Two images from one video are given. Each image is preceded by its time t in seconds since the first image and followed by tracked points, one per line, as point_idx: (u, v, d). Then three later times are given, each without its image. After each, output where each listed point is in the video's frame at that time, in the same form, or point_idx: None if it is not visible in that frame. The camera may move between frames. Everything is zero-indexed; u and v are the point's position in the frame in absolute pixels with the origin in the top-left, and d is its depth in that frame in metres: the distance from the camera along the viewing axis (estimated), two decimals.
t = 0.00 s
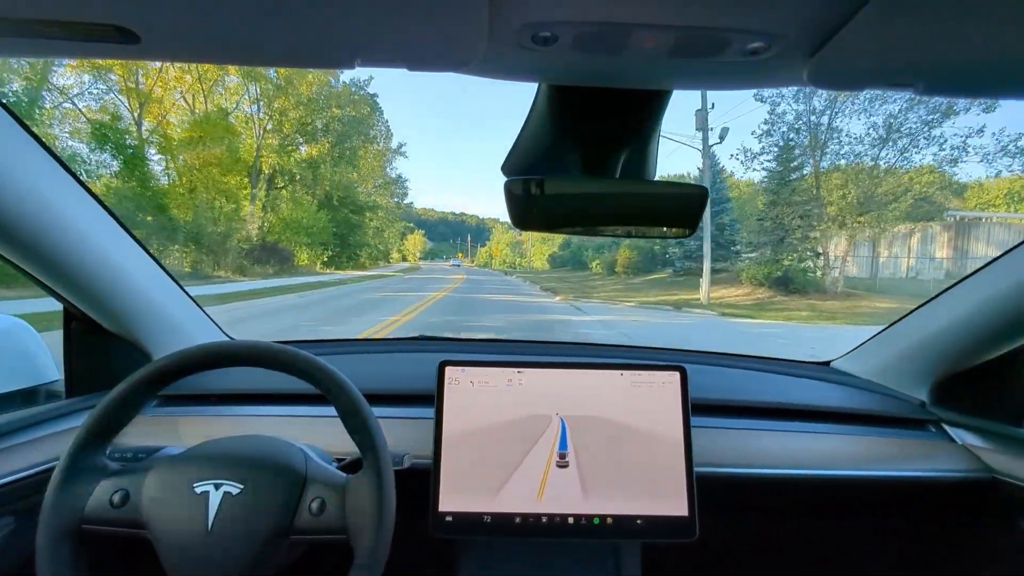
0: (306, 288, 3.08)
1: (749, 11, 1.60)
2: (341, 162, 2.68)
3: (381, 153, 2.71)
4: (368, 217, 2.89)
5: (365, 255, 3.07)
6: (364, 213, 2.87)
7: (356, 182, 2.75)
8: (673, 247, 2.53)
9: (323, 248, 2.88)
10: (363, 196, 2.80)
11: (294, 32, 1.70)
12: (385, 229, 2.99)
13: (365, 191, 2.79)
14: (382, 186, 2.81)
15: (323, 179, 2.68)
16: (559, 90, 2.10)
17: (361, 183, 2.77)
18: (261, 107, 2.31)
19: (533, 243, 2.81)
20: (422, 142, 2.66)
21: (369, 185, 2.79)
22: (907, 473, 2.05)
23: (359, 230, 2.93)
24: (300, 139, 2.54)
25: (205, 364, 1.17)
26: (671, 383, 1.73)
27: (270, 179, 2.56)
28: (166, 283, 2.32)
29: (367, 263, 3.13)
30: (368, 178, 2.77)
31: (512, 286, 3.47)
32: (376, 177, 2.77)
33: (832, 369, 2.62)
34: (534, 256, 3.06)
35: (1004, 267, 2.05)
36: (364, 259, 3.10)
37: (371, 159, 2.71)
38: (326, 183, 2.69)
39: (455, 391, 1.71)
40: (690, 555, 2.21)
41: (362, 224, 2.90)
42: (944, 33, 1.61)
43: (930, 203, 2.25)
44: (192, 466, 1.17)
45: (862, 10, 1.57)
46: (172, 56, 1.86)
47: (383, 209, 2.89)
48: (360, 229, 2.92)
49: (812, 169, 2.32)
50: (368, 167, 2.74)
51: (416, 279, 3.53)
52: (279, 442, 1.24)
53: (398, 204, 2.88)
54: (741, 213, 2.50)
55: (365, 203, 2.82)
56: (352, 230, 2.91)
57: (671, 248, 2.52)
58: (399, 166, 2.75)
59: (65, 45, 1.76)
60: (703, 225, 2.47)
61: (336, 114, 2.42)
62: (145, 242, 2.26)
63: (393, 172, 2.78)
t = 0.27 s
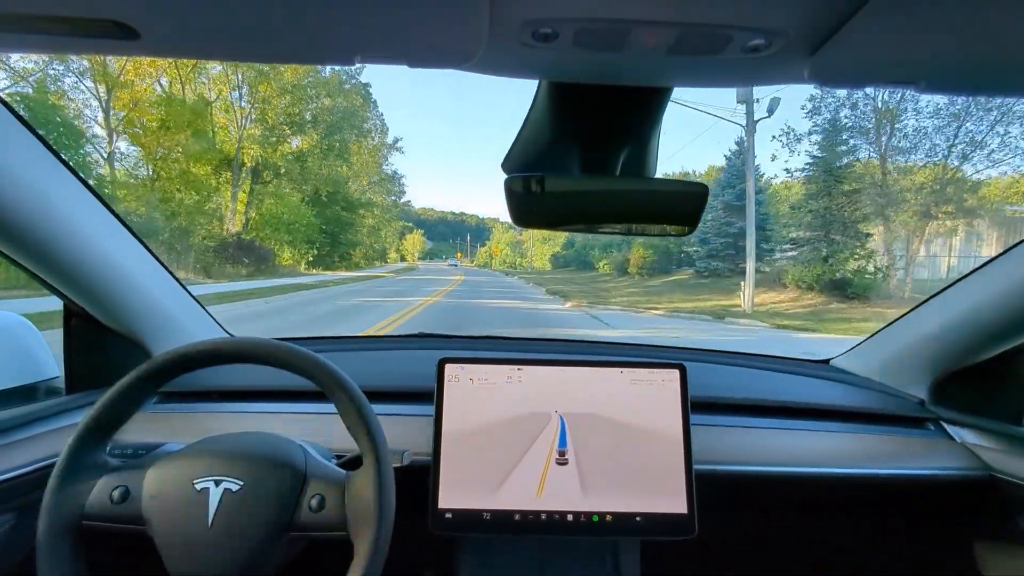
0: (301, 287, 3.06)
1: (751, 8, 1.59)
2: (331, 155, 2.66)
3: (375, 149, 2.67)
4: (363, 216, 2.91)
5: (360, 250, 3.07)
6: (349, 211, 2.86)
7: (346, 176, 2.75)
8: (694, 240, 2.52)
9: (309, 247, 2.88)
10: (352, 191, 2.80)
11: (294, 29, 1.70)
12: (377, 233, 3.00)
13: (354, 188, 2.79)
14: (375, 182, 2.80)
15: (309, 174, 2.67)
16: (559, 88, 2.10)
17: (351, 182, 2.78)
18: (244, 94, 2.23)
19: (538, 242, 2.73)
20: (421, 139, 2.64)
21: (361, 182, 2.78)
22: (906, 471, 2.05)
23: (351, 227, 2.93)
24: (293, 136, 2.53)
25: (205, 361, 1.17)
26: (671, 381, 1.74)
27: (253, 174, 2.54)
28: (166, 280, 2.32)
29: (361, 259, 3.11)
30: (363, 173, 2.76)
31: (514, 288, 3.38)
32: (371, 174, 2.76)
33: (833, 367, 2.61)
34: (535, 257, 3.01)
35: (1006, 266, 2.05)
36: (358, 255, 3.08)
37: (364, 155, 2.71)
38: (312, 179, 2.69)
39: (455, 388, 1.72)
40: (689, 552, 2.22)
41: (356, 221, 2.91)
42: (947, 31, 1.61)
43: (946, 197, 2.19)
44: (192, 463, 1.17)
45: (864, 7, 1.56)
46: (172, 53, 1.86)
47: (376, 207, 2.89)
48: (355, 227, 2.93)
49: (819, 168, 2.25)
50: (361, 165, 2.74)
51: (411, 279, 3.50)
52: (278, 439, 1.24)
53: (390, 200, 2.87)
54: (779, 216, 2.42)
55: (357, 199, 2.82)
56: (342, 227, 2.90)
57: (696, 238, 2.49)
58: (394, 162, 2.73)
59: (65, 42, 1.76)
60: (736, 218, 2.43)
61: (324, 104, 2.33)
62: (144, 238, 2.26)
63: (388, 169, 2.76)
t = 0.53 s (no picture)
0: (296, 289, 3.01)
1: (751, 8, 1.59)
2: (318, 146, 2.52)
3: (370, 143, 2.59)
4: (357, 217, 2.81)
5: (354, 248, 2.98)
6: (330, 208, 2.68)
7: (331, 170, 2.58)
8: (726, 237, 2.46)
9: (295, 247, 2.73)
10: (339, 188, 2.64)
11: (296, 28, 1.70)
12: (369, 234, 2.95)
13: (341, 183, 2.62)
14: (353, 185, 2.67)
15: (292, 164, 2.50)
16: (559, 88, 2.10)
17: (337, 176, 2.60)
18: (226, 79, 2.09)
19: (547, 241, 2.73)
20: (420, 137, 2.62)
21: (345, 174, 2.61)
22: (905, 471, 2.05)
23: (342, 228, 2.80)
24: (297, 144, 2.48)
25: (205, 360, 1.17)
26: (671, 381, 1.74)
27: (234, 167, 2.40)
28: (167, 280, 2.32)
29: (354, 258, 3.04)
30: (358, 169, 2.64)
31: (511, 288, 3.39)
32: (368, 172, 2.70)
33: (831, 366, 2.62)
34: (536, 259, 3.01)
35: (1006, 265, 2.05)
36: (352, 255, 3.00)
37: (355, 151, 2.59)
38: (295, 172, 2.52)
39: (455, 388, 1.72)
40: (689, 551, 2.22)
41: (351, 221, 2.81)
42: (947, 31, 1.61)
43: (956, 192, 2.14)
44: (192, 462, 1.17)
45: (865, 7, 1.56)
46: (174, 53, 1.86)
47: (365, 207, 2.79)
48: (350, 228, 2.84)
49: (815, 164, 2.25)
50: (357, 164, 2.63)
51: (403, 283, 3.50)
52: (279, 438, 1.24)
53: (383, 196, 2.80)
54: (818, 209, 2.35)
55: (341, 196, 2.66)
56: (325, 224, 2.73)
57: (727, 233, 2.44)
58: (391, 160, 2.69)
59: (65, 41, 1.75)
60: (772, 211, 2.38)
61: (313, 90, 2.26)
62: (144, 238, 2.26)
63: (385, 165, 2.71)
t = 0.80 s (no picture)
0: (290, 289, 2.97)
1: (751, 11, 1.60)
2: (303, 136, 2.45)
3: (364, 138, 2.56)
4: (348, 214, 2.79)
5: (347, 247, 2.94)
6: (320, 207, 2.68)
7: (323, 166, 2.58)
8: (769, 230, 2.36)
9: (284, 240, 2.69)
10: (337, 191, 2.67)
11: (295, 31, 1.70)
12: (359, 233, 2.92)
13: (332, 181, 2.64)
14: (345, 184, 2.67)
15: (279, 156, 2.45)
16: (559, 90, 2.10)
17: (328, 173, 2.61)
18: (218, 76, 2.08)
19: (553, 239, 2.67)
20: (419, 138, 2.62)
21: (337, 172, 2.62)
22: (905, 474, 2.05)
23: (331, 224, 2.77)
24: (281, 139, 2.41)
25: (204, 362, 1.17)
26: (670, 384, 1.73)
27: (211, 157, 2.32)
28: (166, 280, 2.32)
29: (347, 258, 2.98)
30: (352, 165, 2.63)
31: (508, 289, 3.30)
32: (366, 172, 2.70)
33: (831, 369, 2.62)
34: (539, 261, 2.95)
35: (1006, 267, 2.04)
36: (344, 255, 2.95)
37: (345, 147, 2.57)
38: (280, 164, 2.47)
39: (455, 390, 1.71)
40: (689, 554, 2.22)
41: (347, 219, 2.80)
42: (947, 34, 1.61)
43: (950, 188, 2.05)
44: (191, 464, 1.17)
45: (863, 11, 1.56)
46: (173, 54, 1.86)
47: (357, 205, 2.77)
48: (342, 225, 2.82)
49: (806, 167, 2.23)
50: (355, 161, 2.64)
51: (397, 282, 3.44)
52: (278, 440, 1.24)
53: (377, 193, 2.78)
54: (876, 195, 2.20)
55: (330, 194, 2.66)
56: (318, 222, 2.73)
57: (770, 226, 2.35)
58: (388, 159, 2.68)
59: (64, 42, 1.75)
60: (823, 202, 2.23)
61: (300, 77, 2.15)
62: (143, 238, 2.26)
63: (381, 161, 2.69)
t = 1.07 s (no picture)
0: (288, 288, 2.94)
1: (751, 8, 1.59)
2: (287, 125, 2.37)
3: (358, 131, 2.53)
4: (338, 210, 2.70)
5: (339, 245, 2.87)
6: (310, 204, 2.63)
7: (312, 160, 2.52)
8: (835, 219, 2.31)
9: (268, 237, 2.62)
10: (335, 190, 2.62)
11: (294, 26, 1.70)
12: (347, 235, 2.85)
13: (324, 178, 2.59)
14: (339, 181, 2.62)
15: (260, 148, 2.39)
16: (559, 86, 2.10)
17: (318, 168, 2.56)
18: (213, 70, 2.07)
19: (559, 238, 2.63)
20: (419, 134, 2.61)
21: (330, 169, 2.59)
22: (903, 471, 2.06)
23: (323, 223, 2.70)
24: (276, 135, 2.37)
25: (203, 359, 1.17)
26: (669, 382, 1.74)
27: (187, 143, 2.24)
28: (163, 277, 2.31)
29: (337, 256, 2.92)
30: (346, 161, 2.59)
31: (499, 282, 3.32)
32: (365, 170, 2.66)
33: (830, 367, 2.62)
34: (542, 261, 2.92)
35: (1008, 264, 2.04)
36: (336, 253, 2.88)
37: (337, 141, 2.54)
38: (262, 156, 2.42)
39: (454, 386, 1.72)
40: (687, 551, 2.22)
41: (341, 218, 2.73)
42: (948, 32, 1.61)
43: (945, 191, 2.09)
44: (189, 460, 1.17)
45: (864, 7, 1.56)
46: (172, 50, 1.85)
47: (349, 205, 2.71)
48: (333, 224, 2.74)
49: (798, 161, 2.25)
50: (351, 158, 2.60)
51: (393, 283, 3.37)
52: (277, 436, 1.24)
53: (369, 190, 2.72)
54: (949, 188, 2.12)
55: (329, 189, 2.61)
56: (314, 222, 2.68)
57: (827, 217, 2.32)
58: (386, 155, 2.64)
59: (63, 37, 1.74)
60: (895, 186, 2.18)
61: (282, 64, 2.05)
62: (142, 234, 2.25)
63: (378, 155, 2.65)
